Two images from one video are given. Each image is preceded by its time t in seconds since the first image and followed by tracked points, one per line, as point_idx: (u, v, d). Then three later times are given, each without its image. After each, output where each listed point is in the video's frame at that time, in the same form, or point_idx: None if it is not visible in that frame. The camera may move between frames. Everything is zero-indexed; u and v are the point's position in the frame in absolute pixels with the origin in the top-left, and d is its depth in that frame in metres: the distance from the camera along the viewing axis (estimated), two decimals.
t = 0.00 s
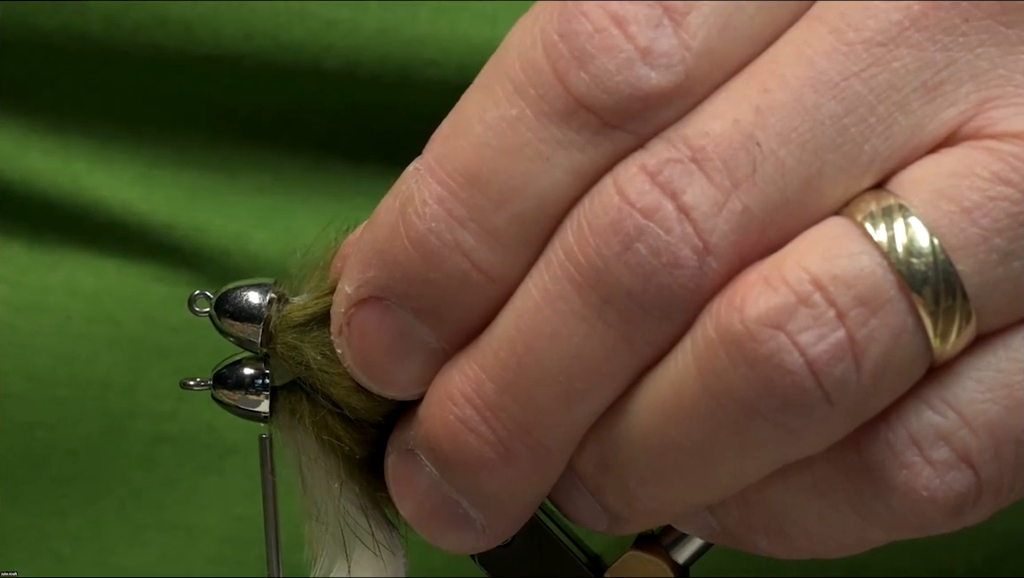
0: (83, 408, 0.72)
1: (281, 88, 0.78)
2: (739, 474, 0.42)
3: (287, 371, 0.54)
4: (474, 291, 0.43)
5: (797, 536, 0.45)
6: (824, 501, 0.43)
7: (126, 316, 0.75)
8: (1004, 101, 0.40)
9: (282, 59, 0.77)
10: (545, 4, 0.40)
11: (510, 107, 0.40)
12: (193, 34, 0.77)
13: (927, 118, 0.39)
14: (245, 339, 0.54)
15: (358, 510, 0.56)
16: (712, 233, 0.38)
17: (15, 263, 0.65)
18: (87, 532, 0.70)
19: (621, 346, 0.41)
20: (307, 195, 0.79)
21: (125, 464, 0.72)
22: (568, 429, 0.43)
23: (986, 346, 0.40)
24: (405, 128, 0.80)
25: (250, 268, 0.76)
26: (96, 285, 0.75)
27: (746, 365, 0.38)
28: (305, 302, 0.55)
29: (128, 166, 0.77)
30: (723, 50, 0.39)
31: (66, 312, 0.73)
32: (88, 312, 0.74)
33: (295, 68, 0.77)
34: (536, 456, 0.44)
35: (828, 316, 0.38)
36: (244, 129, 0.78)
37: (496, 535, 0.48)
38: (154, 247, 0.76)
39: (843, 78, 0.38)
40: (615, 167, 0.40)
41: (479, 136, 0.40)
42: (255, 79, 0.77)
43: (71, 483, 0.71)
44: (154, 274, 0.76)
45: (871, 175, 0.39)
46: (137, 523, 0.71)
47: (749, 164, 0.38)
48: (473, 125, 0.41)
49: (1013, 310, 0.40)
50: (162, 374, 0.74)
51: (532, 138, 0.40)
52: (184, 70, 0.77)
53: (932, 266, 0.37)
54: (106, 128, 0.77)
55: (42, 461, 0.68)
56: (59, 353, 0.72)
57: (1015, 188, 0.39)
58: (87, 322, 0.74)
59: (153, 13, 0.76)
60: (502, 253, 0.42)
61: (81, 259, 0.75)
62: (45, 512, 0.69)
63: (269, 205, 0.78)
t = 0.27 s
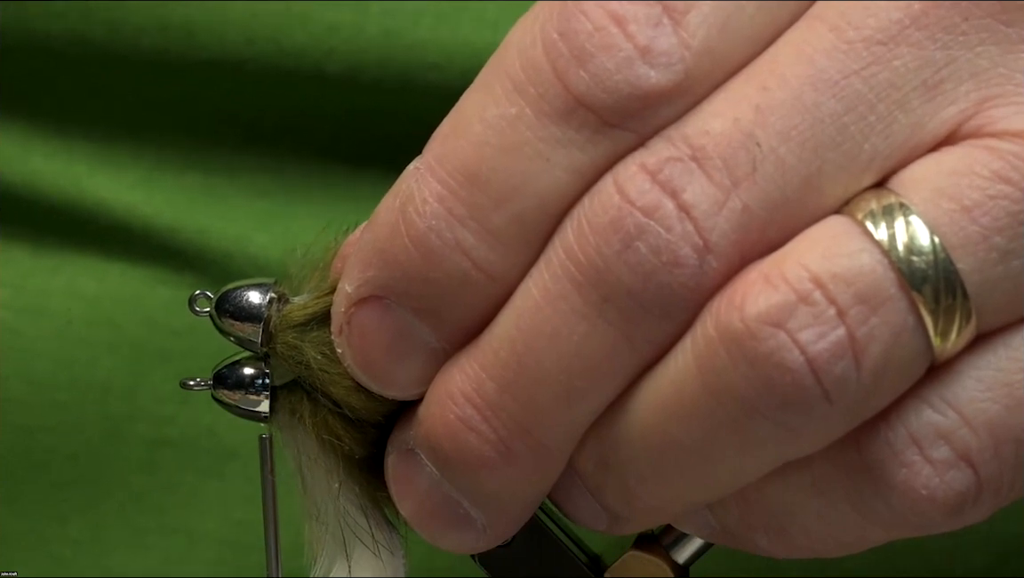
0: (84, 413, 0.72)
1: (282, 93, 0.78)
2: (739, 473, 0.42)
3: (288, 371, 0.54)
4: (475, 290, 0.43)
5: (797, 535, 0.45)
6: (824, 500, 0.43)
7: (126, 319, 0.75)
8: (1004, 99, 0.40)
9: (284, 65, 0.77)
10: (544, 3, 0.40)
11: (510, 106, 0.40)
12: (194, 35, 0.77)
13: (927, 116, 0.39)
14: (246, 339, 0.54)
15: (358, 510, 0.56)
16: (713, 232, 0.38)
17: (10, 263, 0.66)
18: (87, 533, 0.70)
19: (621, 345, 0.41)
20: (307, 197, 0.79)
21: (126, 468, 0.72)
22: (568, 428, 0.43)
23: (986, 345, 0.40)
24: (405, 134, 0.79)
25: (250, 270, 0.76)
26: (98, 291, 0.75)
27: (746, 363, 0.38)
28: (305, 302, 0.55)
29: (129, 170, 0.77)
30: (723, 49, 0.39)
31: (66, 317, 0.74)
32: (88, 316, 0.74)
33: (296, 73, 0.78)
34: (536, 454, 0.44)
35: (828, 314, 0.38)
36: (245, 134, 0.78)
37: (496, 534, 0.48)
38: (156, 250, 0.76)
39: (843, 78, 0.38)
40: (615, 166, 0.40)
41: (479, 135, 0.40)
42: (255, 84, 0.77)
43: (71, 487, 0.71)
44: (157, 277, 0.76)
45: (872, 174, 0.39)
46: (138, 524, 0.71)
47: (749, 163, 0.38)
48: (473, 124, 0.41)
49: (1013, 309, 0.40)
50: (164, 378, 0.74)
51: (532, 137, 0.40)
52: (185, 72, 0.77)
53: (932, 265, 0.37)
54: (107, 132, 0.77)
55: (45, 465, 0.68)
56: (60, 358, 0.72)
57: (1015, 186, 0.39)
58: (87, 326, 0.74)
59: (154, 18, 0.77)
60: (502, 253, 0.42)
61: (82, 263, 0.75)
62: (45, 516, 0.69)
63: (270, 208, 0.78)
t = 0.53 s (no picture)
0: (84, 411, 0.72)
1: (282, 94, 0.78)
2: (739, 474, 0.42)
3: (288, 371, 0.54)
4: (475, 291, 0.43)
5: (797, 535, 0.45)
6: (825, 500, 0.43)
7: (126, 318, 0.75)
8: (1005, 101, 0.40)
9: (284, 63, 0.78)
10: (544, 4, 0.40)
11: (510, 106, 0.40)
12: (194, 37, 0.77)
13: (928, 117, 0.39)
14: (246, 340, 0.54)
15: (358, 510, 0.56)
16: (713, 233, 0.38)
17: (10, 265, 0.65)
18: (87, 533, 0.70)
19: (621, 346, 0.41)
20: (306, 196, 0.79)
21: (125, 467, 0.72)
22: (568, 429, 0.43)
23: (987, 346, 0.40)
24: (405, 134, 0.79)
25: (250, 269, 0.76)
26: (98, 289, 0.75)
27: (746, 364, 0.38)
28: (305, 303, 0.55)
29: (129, 170, 0.77)
30: (723, 49, 0.39)
31: (66, 316, 0.74)
32: (88, 315, 0.74)
33: (296, 71, 0.78)
34: (537, 455, 0.44)
35: (829, 316, 0.38)
36: (245, 135, 0.78)
37: (497, 535, 0.48)
38: (156, 250, 0.76)
39: (844, 78, 0.38)
40: (616, 167, 0.40)
41: (479, 136, 0.40)
42: (255, 84, 0.77)
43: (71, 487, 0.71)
44: (157, 278, 0.76)
45: (873, 175, 0.39)
46: (137, 524, 0.71)
47: (750, 164, 0.38)
48: (473, 124, 0.41)
49: (1014, 310, 0.40)
50: (162, 376, 0.74)
51: (532, 137, 0.40)
52: (185, 72, 0.77)
53: (933, 266, 0.37)
54: (106, 132, 0.77)
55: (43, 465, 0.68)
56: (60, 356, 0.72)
57: (1016, 187, 0.39)
58: (87, 325, 0.74)
59: (153, 18, 0.77)
60: (503, 253, 0.42)
61: (82, 263, 0.75)
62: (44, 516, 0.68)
63: (270, 208, 0.78)
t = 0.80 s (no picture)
0: (83, 409, 0.72)
1: (281, 94, 0.78)
2: (739, 474, 0.42)
3: (288, 372, 0.54)
4: (475, 291, 0.43)
5: (797, 535, 0.45)
6: (825, 500, 0.43)
7: (126, 318, 0.75)
8: (1005, 100, 0.40)
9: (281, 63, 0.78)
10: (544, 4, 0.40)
11: (509, 106, 0.40)
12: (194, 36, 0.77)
13: (928, 117, 0.39)
14: (246, 340, 0.54)
15: (358, 510, 0.56)
16: (713, 233, 0.38)
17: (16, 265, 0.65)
18: (86, 533, 0.70)
19: (621, 346, 0.41)
20: (306, 195, 0.79)
21: (125, 465, 0.72)
22: (568, 429, 0.43)
23: (986, 346, 0.40)
24: (405, 135, 0.79)
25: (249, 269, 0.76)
26: (99, 288, 0.75)
27: (746, 364, 0.38)
28: (305, 304, 0.55)
29: (129, 170, 0.77)
30: (722, 49, 0.39)
31: (66, 313, 0.73)
32: (88, 313, 0.74)
33: (293, 71, 0.78)
34: (537, 455, 0.44)
35: (829, 316, 0.38)
36: (245, 135, 0.78)
37: (497, 535, 0.48)
38: (155, 250, 0.76)
39: (843, 79, 0.38)
40: (615, 167, 0.40)
41: (479, 136, 0.40)
42: (255, 84, 0.77)
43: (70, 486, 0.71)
44: (155, 276, 0.76)
45: (873, 175, 0.39)
46: (137, 524, 0.71)
47: (749, 164, 0.38)
48: (473, 124, 0.41)
49: (1014, 310, 0.40)
50: (162, 375, 0.74)
51: (532, 138, 0.40)
52: (184, 73, 0.77)
53: (932, 266, 0.37)
54: (106, 132, 0.77)
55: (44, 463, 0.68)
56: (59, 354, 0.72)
57: (1015, 187, 0.39)
58: (87, 324, 0.74)
59: (153, 18, 0.77)
60: (502, 253, 0.42)
61: (82, 262, 0.75)
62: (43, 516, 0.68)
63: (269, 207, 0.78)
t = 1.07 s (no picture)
0: (83, 409, 0.72)
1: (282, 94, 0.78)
2: (740, 473, 0.42)
3: (288, 371, 0.54)
4: (475, 290, 0.43)
5: (797, 535, 0.45)
6: (825, 500, 0.43)
7: (127, 317, 0.75)
8: (1006, 100, 0.40)
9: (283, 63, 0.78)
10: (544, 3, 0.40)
11: (510, 106, 0.40)
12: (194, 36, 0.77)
13: (929, 117, 0.39)
14: (246, 340, 0.54)
15: (358, 510, 0.56)
16: (714, 232, 0.38)
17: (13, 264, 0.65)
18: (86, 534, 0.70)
19: (622, 345, 0.41)
20: (307, 195, 0.79)
21: (125, 465, 0.72)
22: (568, 428, 0.43)
23: (987, 346, 0.40)
24: (406, 135, 0.79)
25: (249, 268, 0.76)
26: (101, 289, 0.75)
27: (747, 364, 0.38)
28: (306, 303, 0.55)
29: (129, 170, 0.77)
30: (723, 49, 0.39)
31: (66, 313, 0.73)
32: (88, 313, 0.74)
33: (295, 71, 0.78)
34: (537, 455, 0.44)
35: (829, 315, 0.38)
36: (245, 134, 0.78)
37: (497, 535, 0.48)
38: (156, 249, 0.76)
39: (844, 78, 0.38)
40: (616, 166, 0.40)
41: (479, 135, 0.40)
42: (256, 83, 0.77)
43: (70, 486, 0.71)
44: (156, 276, 0.76)
45: (873, 174, 0.39)
46: (136, 524, 0.71)
47: (750, 164, 0.38)
48: (474, 124, 0.41)
49: (1014, 309, 0.40)
50: (162, 374, 0.75)
51: (532, 137, 0.40)
52: (185, 73, 0.77)
53: (933, 265, 0.37)
54: (106, 131, 0.77)
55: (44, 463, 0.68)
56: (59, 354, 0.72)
57: (1016, 187, 0.39)
58: (87, 323, 0.74)
59: (153, 18, 0.77)
60: (503, 253, 0.42)
61: (82, 261, 0.75)
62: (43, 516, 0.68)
63: (269, 207, 0.78)
